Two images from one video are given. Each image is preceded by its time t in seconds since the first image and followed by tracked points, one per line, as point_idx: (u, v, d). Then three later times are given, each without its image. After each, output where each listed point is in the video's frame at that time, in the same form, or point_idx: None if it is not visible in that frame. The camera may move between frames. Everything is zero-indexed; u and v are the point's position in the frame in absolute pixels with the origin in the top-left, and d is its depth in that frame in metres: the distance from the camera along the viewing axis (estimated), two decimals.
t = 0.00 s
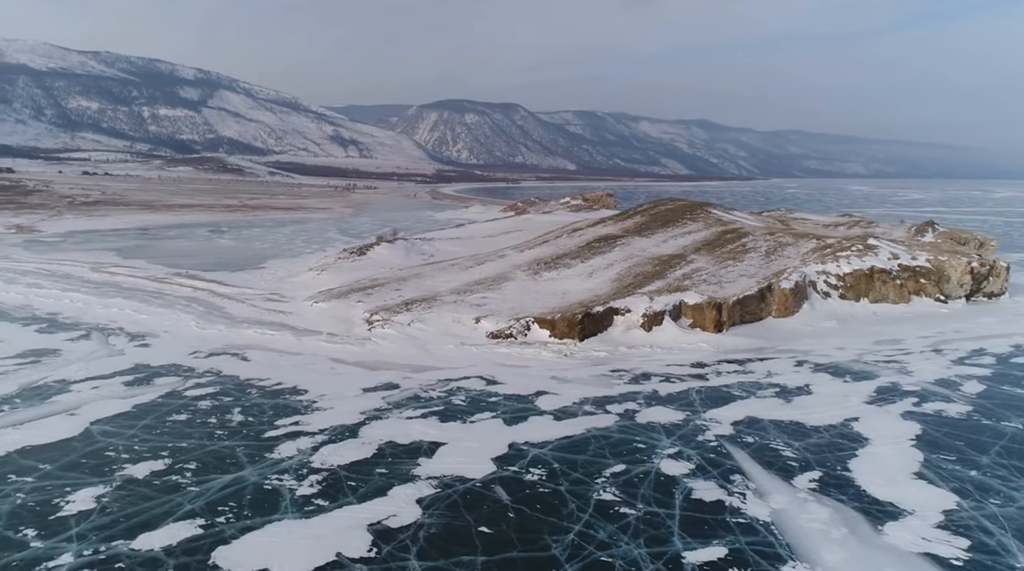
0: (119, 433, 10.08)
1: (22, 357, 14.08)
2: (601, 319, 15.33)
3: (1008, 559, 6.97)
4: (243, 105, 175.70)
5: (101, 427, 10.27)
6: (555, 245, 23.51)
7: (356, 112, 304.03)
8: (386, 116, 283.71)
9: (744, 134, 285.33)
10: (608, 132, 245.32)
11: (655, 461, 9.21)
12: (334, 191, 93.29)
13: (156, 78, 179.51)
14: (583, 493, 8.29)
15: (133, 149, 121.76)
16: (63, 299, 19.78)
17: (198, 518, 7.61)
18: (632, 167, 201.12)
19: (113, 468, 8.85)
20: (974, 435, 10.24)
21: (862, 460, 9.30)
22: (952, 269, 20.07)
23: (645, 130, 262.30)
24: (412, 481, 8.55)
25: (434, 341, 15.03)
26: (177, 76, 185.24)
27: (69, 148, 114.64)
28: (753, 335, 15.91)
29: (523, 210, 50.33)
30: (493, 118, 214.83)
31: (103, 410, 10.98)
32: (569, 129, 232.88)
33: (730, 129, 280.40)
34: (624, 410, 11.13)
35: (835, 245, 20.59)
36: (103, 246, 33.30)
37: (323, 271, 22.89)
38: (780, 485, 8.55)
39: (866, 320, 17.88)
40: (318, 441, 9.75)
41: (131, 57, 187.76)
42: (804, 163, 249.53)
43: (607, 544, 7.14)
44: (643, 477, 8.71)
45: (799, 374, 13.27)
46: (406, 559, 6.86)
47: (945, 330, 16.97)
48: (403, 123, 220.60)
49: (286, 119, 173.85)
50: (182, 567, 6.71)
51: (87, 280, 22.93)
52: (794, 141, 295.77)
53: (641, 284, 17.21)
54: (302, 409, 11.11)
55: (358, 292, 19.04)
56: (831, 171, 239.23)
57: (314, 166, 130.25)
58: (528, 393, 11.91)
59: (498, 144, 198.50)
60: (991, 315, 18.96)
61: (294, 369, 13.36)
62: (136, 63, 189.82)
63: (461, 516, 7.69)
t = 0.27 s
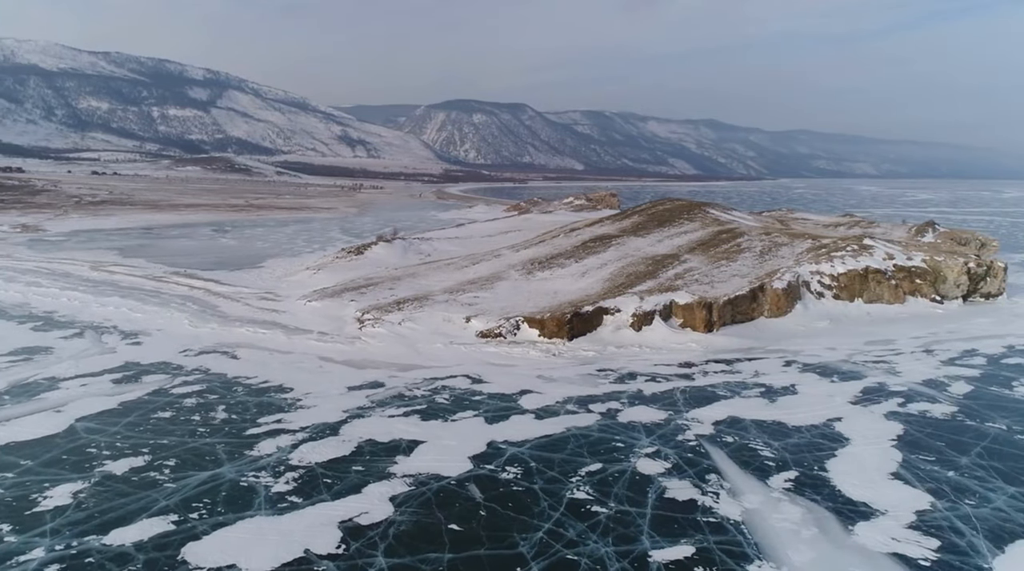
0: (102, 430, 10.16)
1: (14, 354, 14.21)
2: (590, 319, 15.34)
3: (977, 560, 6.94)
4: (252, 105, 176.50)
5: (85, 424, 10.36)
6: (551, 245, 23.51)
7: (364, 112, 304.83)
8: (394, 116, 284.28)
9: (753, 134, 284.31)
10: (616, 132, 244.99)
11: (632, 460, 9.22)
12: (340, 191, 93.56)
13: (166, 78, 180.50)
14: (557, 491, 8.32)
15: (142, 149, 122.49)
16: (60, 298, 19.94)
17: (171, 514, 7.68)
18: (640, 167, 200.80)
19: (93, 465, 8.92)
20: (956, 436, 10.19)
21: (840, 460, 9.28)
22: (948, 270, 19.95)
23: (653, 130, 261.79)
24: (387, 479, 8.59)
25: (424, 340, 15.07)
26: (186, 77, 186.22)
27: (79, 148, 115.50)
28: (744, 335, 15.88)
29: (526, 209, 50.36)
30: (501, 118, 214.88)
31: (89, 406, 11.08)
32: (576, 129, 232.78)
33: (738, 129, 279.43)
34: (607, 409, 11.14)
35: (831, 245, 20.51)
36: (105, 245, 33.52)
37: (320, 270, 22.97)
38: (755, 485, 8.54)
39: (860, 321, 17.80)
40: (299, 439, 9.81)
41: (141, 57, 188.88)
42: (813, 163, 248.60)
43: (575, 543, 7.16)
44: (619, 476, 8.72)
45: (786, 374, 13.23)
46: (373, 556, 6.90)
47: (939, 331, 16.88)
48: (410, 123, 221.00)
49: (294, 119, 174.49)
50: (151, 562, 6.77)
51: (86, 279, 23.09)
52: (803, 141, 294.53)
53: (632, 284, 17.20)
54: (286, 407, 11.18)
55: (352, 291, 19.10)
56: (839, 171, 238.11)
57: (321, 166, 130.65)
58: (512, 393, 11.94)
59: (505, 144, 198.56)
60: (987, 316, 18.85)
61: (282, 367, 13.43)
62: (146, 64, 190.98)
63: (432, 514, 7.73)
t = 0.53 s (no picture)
0: (87, 427, 10.27)
1: (8, 352, 14.38)
2: (580, 319, 15.35)
3: (944, 561, 6.92)
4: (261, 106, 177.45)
5: (70, 421, 10.48)
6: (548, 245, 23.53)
7: (374, 112, 305.78)
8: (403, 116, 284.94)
9: (762, 135, 283.10)
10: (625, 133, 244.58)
11: (608, 459, 9.23)
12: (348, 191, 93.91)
13: (177, 79, 181.75)
14: (530, 490, 8.34)
15: (153, 150, 123.39)
16: (59, 296, 20.14)
17: (145, 510, 7.76)
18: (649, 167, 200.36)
19: (73, 461, 9.03)
20: (937, 437, 10.15)
21: (817, 461, 9.26)
22: (945, 270, 19.79)
23: (662, 130, 261.19)
24: (362, 477, 8.64)
25: (413, 340, 15.13)
26: (198, 78, 187.41)
27: (91, 148, 116.54)
28: (735, 336, 15.84)
29: (530, 209, 50.38)
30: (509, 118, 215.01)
31: (77, 404, 11.21)
32: (586, 129, 232.57)
33: (748, 129, 278.30)
34: (589, 408, 11.16)
35: (827, 245, 20.43)
36: (110, 245, 33.80)
37: (317, 269, 23.08)
38: (729, 485, 8.54)
39: (854, 321, 17.72)
40: (279, 437, 9.89)
41: (153, 58, 190.29)
42: (823, 163, 247.30)
43: (542, 541, 7.19)
44: (593, 475, 8.74)
45: (774, 375, 13.20)
46: (340, 553, 6.95)
47: (933, 332, 16.77)
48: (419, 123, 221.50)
49: (303, 119, 175.25)
50: (121, 557, 6.85)
51: (86, 277, 23.31)
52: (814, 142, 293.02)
53: (624, 284, 17.20)
54: (270, 405, 11.25)
55: (346, 291, 19.19)
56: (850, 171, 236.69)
57: (329, 167, 131.12)
58: (496, 392, 11.97)
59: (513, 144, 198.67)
60: (984, 317, 18.70)
61: (271, 366, 13.53)
62: (157, 65, 192.38)
63: (403, 512, 7.78)
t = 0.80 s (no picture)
0: (73, 423, 10.38)
1: (3, 349, 14.53)
2: (570, 319, 15.37)
3: (913, 561, 6.89)
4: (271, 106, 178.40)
5: (58, 418, 10.59)
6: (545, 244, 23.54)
7: (383, 112, 306.74)
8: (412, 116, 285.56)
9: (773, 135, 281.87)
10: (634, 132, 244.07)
11: (587, 458, 9.25)
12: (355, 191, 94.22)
13: (188, 79, 182.93)
14: (505, 488, 8.37)
15: (163, 150, 124.22)
16: (59, 294, 20.33)
17: (123, 505, 7.85)
18: (658, 167, 199.85)
19: (56, 457, 9.13)
20: (920, 437, 10.11)
21: (796, 461, 9.23)
22: (943, 271, 19.65)
23: (672, 130, 260.53)
24: (340, 474, 8.71)
25: (404, 339, 15.18)
26: (208, 78, 188.55)
27: (103, 148, 117.52)
28: (727, 336, 15.80)
29: (534, 209, 50.40)
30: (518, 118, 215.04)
31: (65, 401, 11.33)
32: (595, 129, 232.32)
33: (758, 129, 277.08)
34: (573, 407, 11.17)
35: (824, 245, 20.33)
36: (114, 244, 34.08)
37: (315, 269, 23.20)
38: (705, 484, 8.53)
39: (849, 322, 17.63)
40: (262, 434, 9.97)
41: (165, 59, 191.62)
42: (834, 163, 245.88)
43: (512, 539, 7.22)
44: (570, 474, 8.76)
45: (762, 375, 13.16)
46: (310, 548, 7.01)
47: (929, 332, 16.64)
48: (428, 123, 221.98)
49: (313, 119, 175.99)
50: (94, 550, 6.94)
51: (87, 276, 23.52)
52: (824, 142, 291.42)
53: (617, 284, 17.20)
54: (256, 403, 11.35)
55: (342, 290, 19.27)
56: (861, 171, 235.23)
57: (338, 166, 131.59)
58: (482, 391, 12.00)
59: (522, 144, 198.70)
60: (981, 317, 18.56)
61: (261, 364, 13.62)
62: (169, 65, 193.71)
63: (376, 509, 7.83)
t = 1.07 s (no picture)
0: (63, 419, 10.53)
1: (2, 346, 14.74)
2: (563, 319, 15.39)
3: (884, 562, 6.87)
4: (282, 106, 179.39)
5: (48, 414, 10.74)
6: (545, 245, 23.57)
7: (394, 113, 307.68)
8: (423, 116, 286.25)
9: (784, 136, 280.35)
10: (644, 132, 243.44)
11: (567, 457, 9.28)
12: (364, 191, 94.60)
13: (200, 80, 184.31)
14: (482, 486, 8.41)
15: (175, 150, 125.16)
16: (61, 293, 20.58)
17: (103, 501, 7.96)
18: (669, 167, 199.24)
19: (43, 453, 9.26)
20: (904, 439, 10.06)
21: (777, 461, 9.22)
22: (943, 272, 19.50)
23: (682, 130, 259.71)
24: (320, 471, 8.78)
25: (397, 338, 15.27)
26: (221, 79, 189.86)
27: (116, 148, 118.67)
28: (720, 336, 15.78)
29: (540, 209, 50.43)
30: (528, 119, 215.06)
31: (57, 398, 11.49)
32: (605, 129, 231.98)
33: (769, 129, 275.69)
34: (558, 407, 11.20)
35: (822, 246, 20.24)
36: (121, 243, 34.41)
37: (315, 268, 23.35)
38: (682, 484, 8.54)
39: (846, 323, 17.54)
40: (247, 431, 10.06)
41: (178, 60, 193.17)
42: (847, 164, 244.20)
43: (483, 537, 7.25)
44: (548, 473, 8.79)
45: (753, 375, 13.13)
46: (282, 544, 7.08)
47: (925, 334, 16.53)
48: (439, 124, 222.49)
49: (323, 119, 176.77)
50: (71, 545, 7.04)
51: (91, 275, 23.79)
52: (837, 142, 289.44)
53: (612, 284, 17.20)
54: (245, 401, 11.45)
55: (339, 290, 19.39)
56: (874, 171, 233.49)
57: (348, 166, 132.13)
58: (469, 390, 12.05)
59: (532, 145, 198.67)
60: (981, 319, 18.41)
61: (253, 362, 13.74)
62: (182, 66, 195.22)
63: (352, 506, 7.89)
